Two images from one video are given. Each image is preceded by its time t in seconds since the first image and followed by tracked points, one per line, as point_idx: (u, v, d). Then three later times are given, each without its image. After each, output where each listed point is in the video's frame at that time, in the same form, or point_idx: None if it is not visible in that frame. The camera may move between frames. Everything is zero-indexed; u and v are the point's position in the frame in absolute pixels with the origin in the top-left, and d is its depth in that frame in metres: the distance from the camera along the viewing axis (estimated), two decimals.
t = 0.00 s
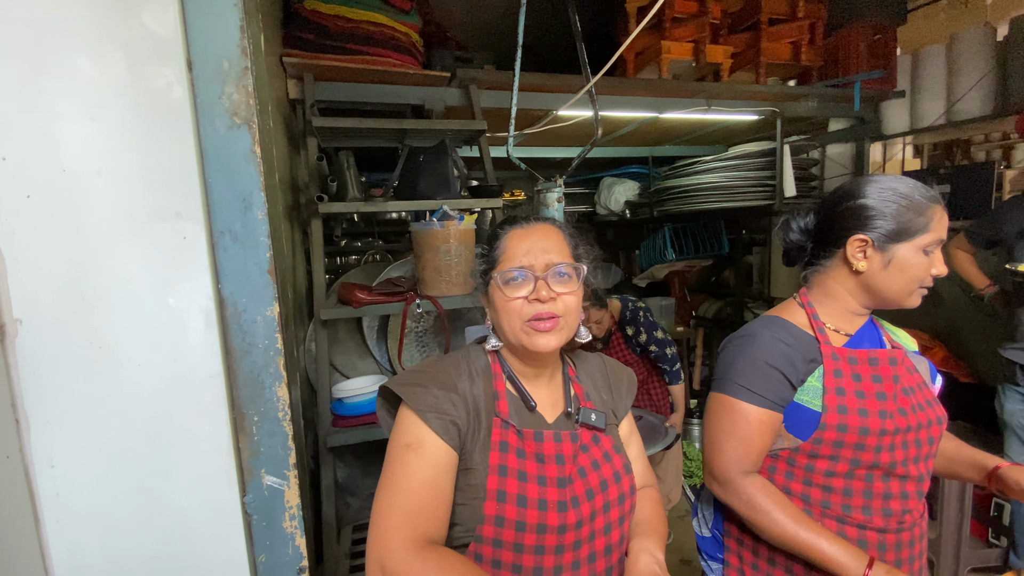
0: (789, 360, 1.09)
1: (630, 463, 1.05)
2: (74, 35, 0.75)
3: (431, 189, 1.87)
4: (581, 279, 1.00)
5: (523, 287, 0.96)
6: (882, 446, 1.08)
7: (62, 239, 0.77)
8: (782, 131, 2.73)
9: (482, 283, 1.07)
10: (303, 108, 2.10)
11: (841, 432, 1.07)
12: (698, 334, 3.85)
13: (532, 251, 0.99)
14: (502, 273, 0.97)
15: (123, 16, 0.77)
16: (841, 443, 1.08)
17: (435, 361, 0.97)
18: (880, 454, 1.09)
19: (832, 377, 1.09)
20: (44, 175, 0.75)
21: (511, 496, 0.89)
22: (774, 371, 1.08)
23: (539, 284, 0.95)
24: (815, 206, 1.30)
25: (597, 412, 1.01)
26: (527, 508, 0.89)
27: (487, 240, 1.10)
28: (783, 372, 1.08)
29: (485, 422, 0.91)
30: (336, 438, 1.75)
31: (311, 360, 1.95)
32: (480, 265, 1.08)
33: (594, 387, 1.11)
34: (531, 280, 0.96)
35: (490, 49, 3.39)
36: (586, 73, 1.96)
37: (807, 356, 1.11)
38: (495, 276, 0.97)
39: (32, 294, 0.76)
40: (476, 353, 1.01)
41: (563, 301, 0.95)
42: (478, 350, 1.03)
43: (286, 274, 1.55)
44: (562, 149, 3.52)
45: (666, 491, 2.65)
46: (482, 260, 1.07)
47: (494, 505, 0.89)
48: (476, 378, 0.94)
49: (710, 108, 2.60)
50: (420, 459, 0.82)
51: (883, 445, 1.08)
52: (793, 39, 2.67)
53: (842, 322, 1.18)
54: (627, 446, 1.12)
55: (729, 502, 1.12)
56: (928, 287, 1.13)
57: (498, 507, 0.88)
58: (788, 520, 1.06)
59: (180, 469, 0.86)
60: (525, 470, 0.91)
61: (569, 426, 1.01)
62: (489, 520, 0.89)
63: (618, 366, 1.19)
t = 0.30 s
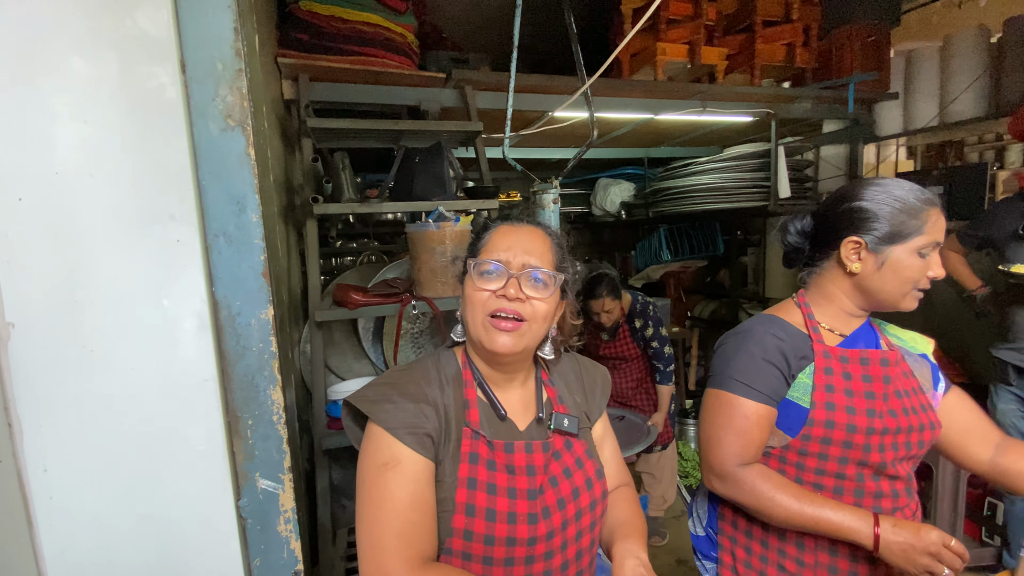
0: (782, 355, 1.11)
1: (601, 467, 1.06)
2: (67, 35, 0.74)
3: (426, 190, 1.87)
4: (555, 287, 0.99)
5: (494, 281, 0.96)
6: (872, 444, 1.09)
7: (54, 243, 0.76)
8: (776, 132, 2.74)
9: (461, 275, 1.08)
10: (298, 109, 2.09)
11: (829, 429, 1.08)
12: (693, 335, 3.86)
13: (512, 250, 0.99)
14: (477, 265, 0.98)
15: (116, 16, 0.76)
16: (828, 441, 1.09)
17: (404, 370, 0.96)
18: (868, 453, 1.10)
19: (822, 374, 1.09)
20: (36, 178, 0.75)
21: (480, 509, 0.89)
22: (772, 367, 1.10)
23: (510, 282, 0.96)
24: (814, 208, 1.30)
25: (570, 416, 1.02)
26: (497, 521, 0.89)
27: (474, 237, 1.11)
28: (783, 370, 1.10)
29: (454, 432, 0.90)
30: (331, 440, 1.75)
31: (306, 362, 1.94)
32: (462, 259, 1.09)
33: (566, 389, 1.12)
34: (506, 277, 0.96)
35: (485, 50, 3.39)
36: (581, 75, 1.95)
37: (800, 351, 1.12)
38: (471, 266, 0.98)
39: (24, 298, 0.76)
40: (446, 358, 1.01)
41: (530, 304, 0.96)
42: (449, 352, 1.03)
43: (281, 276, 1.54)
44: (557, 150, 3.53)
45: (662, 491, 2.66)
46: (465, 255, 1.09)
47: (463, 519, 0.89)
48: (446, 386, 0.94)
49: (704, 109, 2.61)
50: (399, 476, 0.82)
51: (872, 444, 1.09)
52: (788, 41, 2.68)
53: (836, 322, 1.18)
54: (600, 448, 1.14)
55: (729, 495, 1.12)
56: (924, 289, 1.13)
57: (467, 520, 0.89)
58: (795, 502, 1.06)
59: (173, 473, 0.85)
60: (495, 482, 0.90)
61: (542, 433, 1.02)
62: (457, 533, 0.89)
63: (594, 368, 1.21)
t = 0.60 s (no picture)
0: (784, 351, 1.12)
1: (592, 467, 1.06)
2: (64, 34, 0.74)
3: (426, 189, 1.86)
4: (547, 287, 0.99)
5: (484, 286, 0.95)
6: (868, 446, 1.09)
7: (51, 241, 0.76)
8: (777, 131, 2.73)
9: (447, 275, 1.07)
10: (298, 108, 2.09)
11: (824, 427, 1.10)
12: (694, 334, 3.85)
13: (499, 252, 0.98)
14: (465, 270, 0.97)
15: (114, 14, 0.76)
16: (823, 440, 1.11)
17: (395, 363, 0.97)
18: (866, 454, 1.10)
19: (824, 373, 1.10)
20: (33, 175, 0.74)
21: (469, 508, 0.89)
22: (771, 361, 1.11)
23: (501, 286, 0.94)
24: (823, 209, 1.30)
25: (563, 417, 1.02)
26: (485, 520, 0.89)
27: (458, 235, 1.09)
28: (782, 366, 1.11)
29: (445, 428, 0.91)
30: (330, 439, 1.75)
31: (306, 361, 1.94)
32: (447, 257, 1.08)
33: (559, 388, 1.11)
34: (494, 281, 0.95)
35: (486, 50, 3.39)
36: (581, 74, 1.94)
37: (805, 350, 1.13)
38: (458, 272, 0.97)
39: (21, 296, 0.76)
40: (438, 355, 1.00)
41: (524, 307, 0.95)
42: (441, 350, 1.03)
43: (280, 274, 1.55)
44: (557, 149, 3.53)
45: (662, 491, 2.65)
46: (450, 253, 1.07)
47: (451, 516, 0.89)
48: (437, 381, 0.94)
49: (705, 109, 2.60)
50: (388, 473, 0.82)
51: (868, 446, 1.09)
52: (788, 40, 2.68)
53: (851, 323, 1.17)
54: (591, 446, 1.13)
55: (720, 484, 1.16)
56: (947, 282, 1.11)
57: (455, 519, 0.89)
58: (781, 494, 1.09)
59: (171, 472, 0.85)
60: (484, 481, 0.91)
61: (534, 432, 1.01)
62: (445, 531, 0.89)
63: (585, 366, 1.20)
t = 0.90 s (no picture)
0: (782, 350, 1.12)
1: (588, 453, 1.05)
2: (62, 28, 0.73)
3: (426, 187, 1.86)
4: (535, 295, 0.99)
5: (475, 297, 0.94)
6: (865, 446, 1.09)
7: (49, 236, 0.75)
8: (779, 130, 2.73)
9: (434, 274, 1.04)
10: (297, 106, 2.09)
11: (820, 426, 1.09)
12: (694, 334, 3.85)
13: (489, 262, 0.95)
14: (455, 281, 0.95)
15: (113, 9, 0.76)
16: (820, 439, 1.11)
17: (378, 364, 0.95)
18: (863, 454, 1.09)
19: (822, 373, 1.09)
20: (31, 169, 0.74)
21: (463, 494, 0.89)
22: (766, 361, 1.11)
23: (491, 299, 0.93)
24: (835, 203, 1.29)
25: (551, 401, 1.02)
26: (481, 505, 0.89)
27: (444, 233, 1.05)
28: (776, 364, 1.11)
29: (434, 419, 0.91)
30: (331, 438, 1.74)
31: (305, 360, 1.94)
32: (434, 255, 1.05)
33: (549, 374, 1.11)
34: (484, 292, 0.94)
35: (485, 48, 3.39)
36: (582, 72, 1.93)
37: (805, 350, 1.12)
38: (448, 284, 0.95)
39: (20, 293, 0.75)
40: (424, 352, 1.01)
41: (513, 317, 0.95)
42: (427, 347, 1.02)
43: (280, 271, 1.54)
44: (557, 148, 3.52)
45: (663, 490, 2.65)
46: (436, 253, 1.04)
47: (446, 506, 0.88)
48: (425, 377, 0.94)
49: (706, 107, 2.60)
50: (381, 466, 0.81)
51: (865, 446, 1.09)
52: (790, 38, 2.69)
53: (853, 323, 1.17)
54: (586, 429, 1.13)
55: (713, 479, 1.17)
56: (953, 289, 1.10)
57: (450, 507, 0.88)
58: (772, 490, 1.10)
59: (170, 471, 0.84)
60: (478, 467, 0.90)
61: (524, 417, 1.01)
62: (442, 522, 0.88)
63: (572, 352, 1.20)
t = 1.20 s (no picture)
0: (779, 354, 1.11)
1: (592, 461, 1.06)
2: (72, 34, 0.74)
3: (431, 189, 1.86)
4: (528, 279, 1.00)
5: (465, 287, 0.95)
6: (863, 447, 1.08)
7: (60, 239, 0.76)
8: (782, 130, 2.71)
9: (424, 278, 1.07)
10: (302, 109, 2.10)
11: (819, 428, 1.09)
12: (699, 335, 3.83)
13: (474, 249, 0.98)
14: (443, 272, 0.96)
15: (122, 14, 0.76)
16: (819, 441, 1.10)
17: (380, 374, 0.97)
18: (862, 455, 1.09)
19: (820, 375, 1.09)
20: (41, 173, 0.75)
21: (466, 508, 0.89)
22: (765, 365, 1.11)
23: (482, 284, 0.94)
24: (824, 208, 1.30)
25: (554, 408, 1.03)
26: (485, 519, 0.89)
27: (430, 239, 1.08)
28: (774, 368, 1.10)
29: (437, 432, 0.91)
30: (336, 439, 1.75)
31: (310, 360, 1.95)
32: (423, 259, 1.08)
33: (550, 379, 1.13)
34: (473, 282, 0.95)
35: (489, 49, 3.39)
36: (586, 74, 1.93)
37: (801, 352, 1.12)
38: (437, 276, 0.96)
39: (30, 295, 0.76)
40: (422, 360, 1.02)
41: (507, 302, 0.95)
42: (426, 356, 1.03)
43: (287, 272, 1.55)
44: (561, 150, 3.52)
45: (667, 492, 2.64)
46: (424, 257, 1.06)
47: (449, 520, 0.88)
48: (425, 389, 0.94)
49: (710, 108, 2.59)
50: (382, 478, 0.82)
51: (864, 447, 1.08)
52: (794, 39, 2.65)
53: (847, 325, 1.17)
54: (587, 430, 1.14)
55: (715, 484, 1.17)
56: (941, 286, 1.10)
57: (454, 521, 0.88)
58: (775, 493, 1.09)
59: (177, 471, 0.85)
60: (480, 480, 0.90)
61: (527, 426, 1.02)
62: (445, 536, 0.88)
63: (573, 356, 1.21)
